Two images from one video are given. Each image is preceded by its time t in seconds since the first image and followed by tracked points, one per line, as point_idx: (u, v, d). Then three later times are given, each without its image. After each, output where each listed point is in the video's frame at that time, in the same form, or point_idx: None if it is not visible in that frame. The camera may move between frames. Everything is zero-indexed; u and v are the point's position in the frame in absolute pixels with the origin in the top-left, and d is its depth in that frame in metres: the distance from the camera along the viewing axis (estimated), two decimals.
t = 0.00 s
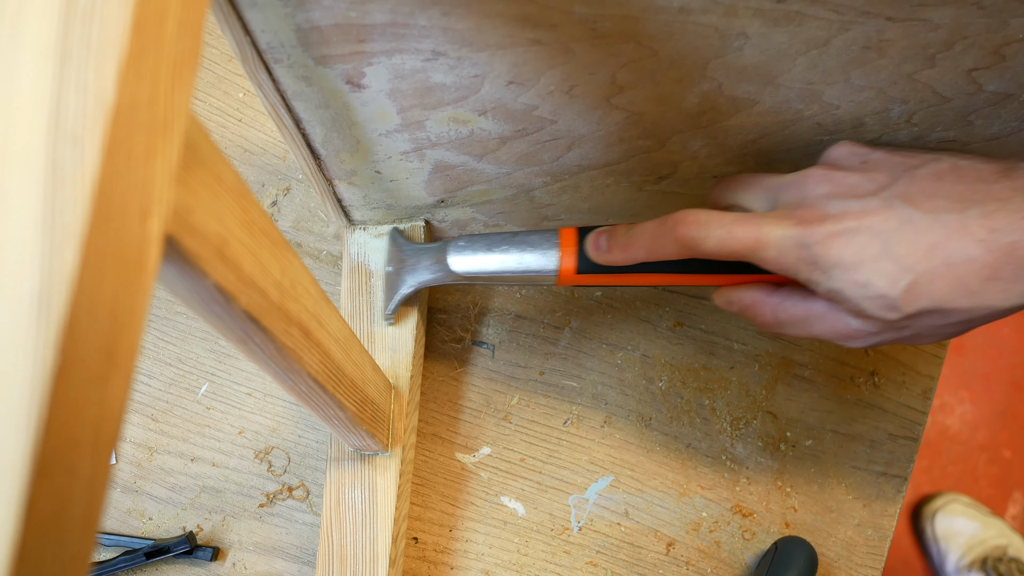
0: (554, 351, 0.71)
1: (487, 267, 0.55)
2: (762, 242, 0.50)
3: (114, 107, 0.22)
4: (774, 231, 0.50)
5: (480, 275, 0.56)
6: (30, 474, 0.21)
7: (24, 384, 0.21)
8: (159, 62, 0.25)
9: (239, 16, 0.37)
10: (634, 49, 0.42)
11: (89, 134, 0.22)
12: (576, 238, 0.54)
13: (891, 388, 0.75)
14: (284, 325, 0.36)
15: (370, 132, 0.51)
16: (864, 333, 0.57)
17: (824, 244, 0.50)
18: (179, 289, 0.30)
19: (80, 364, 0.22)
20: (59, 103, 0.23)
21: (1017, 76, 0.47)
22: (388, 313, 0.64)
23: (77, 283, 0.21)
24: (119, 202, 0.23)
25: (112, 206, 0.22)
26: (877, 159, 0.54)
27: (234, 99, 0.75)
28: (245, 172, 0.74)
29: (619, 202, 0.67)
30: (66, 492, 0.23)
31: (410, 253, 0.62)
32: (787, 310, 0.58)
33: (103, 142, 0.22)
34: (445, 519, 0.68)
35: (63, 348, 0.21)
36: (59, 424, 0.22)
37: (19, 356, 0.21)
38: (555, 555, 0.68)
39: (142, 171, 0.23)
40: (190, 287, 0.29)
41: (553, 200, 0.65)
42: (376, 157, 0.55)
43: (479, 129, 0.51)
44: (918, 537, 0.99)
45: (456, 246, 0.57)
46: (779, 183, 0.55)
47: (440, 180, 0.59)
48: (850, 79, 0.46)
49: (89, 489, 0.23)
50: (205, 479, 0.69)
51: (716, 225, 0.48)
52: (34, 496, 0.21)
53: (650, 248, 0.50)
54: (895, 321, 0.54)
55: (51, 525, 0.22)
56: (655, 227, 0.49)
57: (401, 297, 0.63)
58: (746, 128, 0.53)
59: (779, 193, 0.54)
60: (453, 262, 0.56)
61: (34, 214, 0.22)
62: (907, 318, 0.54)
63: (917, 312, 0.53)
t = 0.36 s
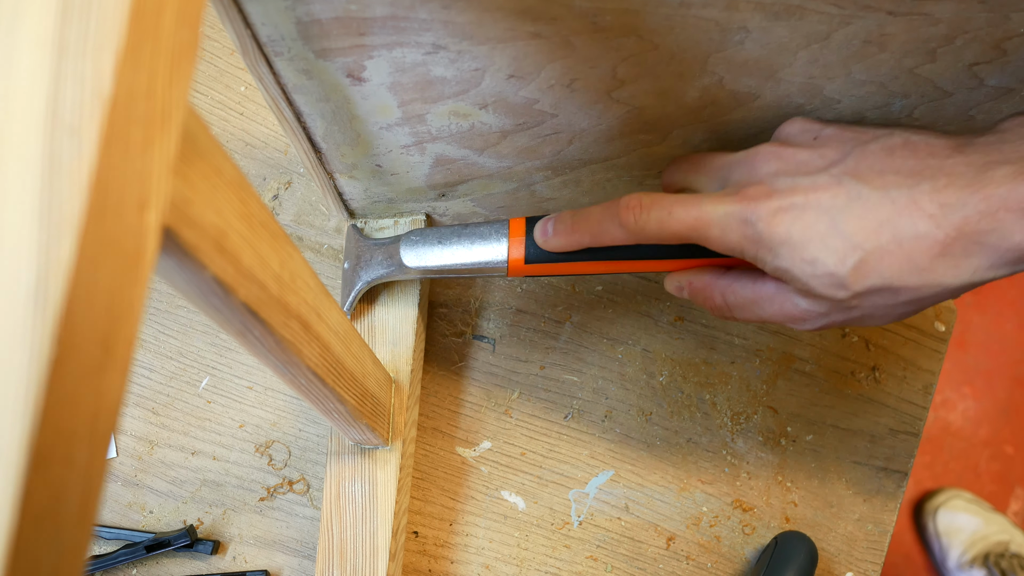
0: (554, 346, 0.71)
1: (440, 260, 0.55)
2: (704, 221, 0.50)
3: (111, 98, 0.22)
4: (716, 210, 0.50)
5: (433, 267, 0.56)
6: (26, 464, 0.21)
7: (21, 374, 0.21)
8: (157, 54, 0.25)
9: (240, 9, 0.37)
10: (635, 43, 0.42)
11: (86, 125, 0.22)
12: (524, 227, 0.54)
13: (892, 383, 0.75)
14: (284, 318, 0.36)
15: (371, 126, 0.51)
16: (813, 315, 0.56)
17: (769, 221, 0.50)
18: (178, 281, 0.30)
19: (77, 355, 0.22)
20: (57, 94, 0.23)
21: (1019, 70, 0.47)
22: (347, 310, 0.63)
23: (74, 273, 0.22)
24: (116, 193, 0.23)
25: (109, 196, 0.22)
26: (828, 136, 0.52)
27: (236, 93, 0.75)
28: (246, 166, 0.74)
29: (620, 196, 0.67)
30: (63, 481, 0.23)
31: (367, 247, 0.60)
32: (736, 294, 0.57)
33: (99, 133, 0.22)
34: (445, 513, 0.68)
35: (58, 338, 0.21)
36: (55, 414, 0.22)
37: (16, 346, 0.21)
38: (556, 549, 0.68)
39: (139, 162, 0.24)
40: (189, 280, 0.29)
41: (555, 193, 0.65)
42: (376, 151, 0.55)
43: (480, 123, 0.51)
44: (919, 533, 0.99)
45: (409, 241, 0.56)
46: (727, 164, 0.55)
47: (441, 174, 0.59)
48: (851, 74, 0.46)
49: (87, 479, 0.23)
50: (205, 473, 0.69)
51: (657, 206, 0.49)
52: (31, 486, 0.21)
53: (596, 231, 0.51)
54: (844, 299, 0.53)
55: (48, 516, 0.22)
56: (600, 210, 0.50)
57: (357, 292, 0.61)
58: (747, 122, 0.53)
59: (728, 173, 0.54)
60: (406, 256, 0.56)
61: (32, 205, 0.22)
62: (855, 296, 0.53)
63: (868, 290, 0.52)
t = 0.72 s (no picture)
0: (556, 344, 0.71)
1: (486, 246, 0.53)
2: (780, 214, 0.47)
3: (116, 96, 0.22)
4: (795, 202, 0.47)
5: (475, 252, 0.53)
6: (31, 461, 0.21)
7: (26, 372, 0.21)
8: (162, 52, 0.25)
9: (243, 6, 0.38)
10: (637, 41, 0.42)
11: (92, 123, 0.22)
12: (578, 216, 0.52)
13: (893, 381, 0.75)
14: (286, 315, 0.36)
15: (373, 123, 0.51)
16: (882, 320, 0.55)
17: (849, 219, 0.48)
18: (181, 279, 0.30)
19: (81, 353, 0.22)
20: (62, 92, 0.23)
21: (1020, 69, 0.47)
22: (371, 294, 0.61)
23: (79, 271, 0.22)
24: (121, 190, 0.23)
25: (114, 195, 0.22)
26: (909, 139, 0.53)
27: (238, 90, 0.75)
28: (248, 163, 0.74)
29: (621, 194, 0.67)
30: (68, 479, 0.23)
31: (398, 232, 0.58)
32: (800, 295, 0.55)
33: (104, 131, 0.22)
34: (446, 511, 0.68)
35: (64, 335, 0.21)
36: (59, 412, 0.22)
37: (21, 344, 0.21)
38: (557, 547, 0.68)
39: (143, 160, 0.24)
40: (192, 277, 0.29)
41: (556, 191, 0.65)
42: (379, 149, 0.55)
43: (482, 121, 0.51)
44: (919, 531, 0.99)
45: (449, 221, 0.54)
46: (800, 160, 0.53)
47: (443, 172, 0.59)
48: (853, 72, 0.46)
49: (91, 477, 0.23)
50: (207, 470, 0.69)
51: (730, 195, 0.47)
52: (35, 484, 0.21)
53: (663, 219, 0.48)
54: (919, 305, 0.52)
55: (53, 514, 0.22)
56: (666, 196, 0.48)
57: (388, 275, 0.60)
58: (748, 120, 0.53)
59: (800, 169, 0.52)
60: (444, 235, 0.53)
61: (37, 203, 0.22)
62: (931, 303, 0.52)
63: (947, 295, 0.51)
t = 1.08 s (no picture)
0: (556, 344, 0.71)
1: (541, 284, 0.53)
2: (831, 234, 0.48)
3: (114, 95, 0.22)
4: (844, 221, 0.49)
5: (533, 294, 0.53)
6: (28, 463, 0.21)
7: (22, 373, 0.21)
8: (160, 51, 0.25)
9: (242, 6, 0.37)
10: (638, 40, 0.42)
11: (89, 122, 0.22)
12: (632, 250, 0.54)
13: (894, 381, 0.75)
14: (286, 316, 0.36)
15: (373, 123, 0.50)
16: (943, 334, 0.55)
17: (900, 235, 0.49)
18: (180, 280, 0.30)
19: (79, 354, 0.22)
20: (59, 92, 0.23)
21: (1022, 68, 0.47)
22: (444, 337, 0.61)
23: (77, 272, 0.21)
24: (119, 190, 0.23)
25: (112, 195, 0.22)
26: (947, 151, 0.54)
27: (238, 90, 0.75)
28: (248, 163, 0.74)
29: (622, 194, 0.67)
30: (66, 481, 0.22)
31: (464, 274, 0.59)
32: (857, 314, 0.56)
33: (102, 130, 0.22)
34: (447, 512, 0.68)
35: (61, 336, 0.21)
36: (57, 414, 0.22)
37: (18, 346, 0.21)
38: (558, 548, 0.68)
39: (141, 160, 0.23)
40: (191, 278, 0.29)
41: (557, 191, 0.65)
42: (379, 149, 0.54)
43: (483, 121, 0.51)
44: (920, 531, 0.99)
45: (508, 263, 0.54)
46: (847, 180, 0.55)
47: (443, 172, 0.59)
48: (855, 72, 0.46)
49: (88, 479, 0.23)
50: (206, 471, 0.68)
51: (782, 217, 0.48)
52: (32, 487, 0.21)
53: (714, 245, 0.50)
54: (980, 317, 0.52)
55: (50, 517, 0.22)
56: (719, 223, 0.49)
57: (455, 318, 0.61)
58: (750, 120, 0.53)
59: (849, 189, 0.54)
60: (506, 279, 0.54)
61: (33, 203, 0.22)
62: (991, 313, 0.52)
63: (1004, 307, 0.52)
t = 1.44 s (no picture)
0: (552, 343, 0.71)
1: (461, 257, 0.55)
2: (734, 225, 0.51)
3: (108, 100, 0.22)
4: (747, 213, 0.51)
5: (454, 265, 0.55)
6: (24, 470, 0.21)
7: (17, 380, 0.21)
8: (154, 54, 0.25)
9: (236, 7, 0.37)
10: (632, 40, 0.42)
11: (83, 127, 0.22)
12: (548, 226, 0.54)
13: (889, 379, 0.75)
14: (281, 318, 0.36)
15: (368, 124, 0.50)
16: (837, 319, 0.57)
17: (798, 228, 0.51)
18: (175, 283, 0.30)
19: (74, 360, 0.22)
20: (52, 96, 0.23)
21: (1015, 67, 0.47)
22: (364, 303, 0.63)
23: (71, 277, 0.21)
24: (113, 195, 0.22)
25: (106, 200, 0.22)
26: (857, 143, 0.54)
27: (232, 91, 0.75)
28: (243, 164, 0.74)
29: (617, 193, 0.67)
30: (62, 488, 0.22)
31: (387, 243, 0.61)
32: (759, 298, 0.57)
33: (96, 135, 0.22)
34: (443, 512, 0.68)
35: (55, 342, 0.21)
36: (52, 420, 0.22)
37: (12, 352, 0.21)
38: (554, 548, 0.68)
39: (136, 165, 0.23)
40: (186, 281, 0.29)
41: (552, 191, 0.65)
42: (373, 149, 0.54)
43: (478, 121, 0.51)
44: (916, 528, 0.99)
45: (431, 237, 0.56)
46: (754, 168, 0.55)
47: (438, 172, 0.59)
48: (848, 71, 0.46)
49: (84, 484, 0.23)
50: (202, 472, 0.68)
51: (687, 208, 0.49)
52: (29, 493, 0.21)
53: (623, 232, 0.51)
54: (869, 307, 0.54)
55: (46, 523, 0.22)
56: (628, 211, 0.50)
57: (377, 286, 0.62)
58: (744, 119, 0.53)
59: (755, 177, 0.55)
60: (426, 251, 0.56)
61: (28, 209, 0.22)
62: (880, 303, 0.54)
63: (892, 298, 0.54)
